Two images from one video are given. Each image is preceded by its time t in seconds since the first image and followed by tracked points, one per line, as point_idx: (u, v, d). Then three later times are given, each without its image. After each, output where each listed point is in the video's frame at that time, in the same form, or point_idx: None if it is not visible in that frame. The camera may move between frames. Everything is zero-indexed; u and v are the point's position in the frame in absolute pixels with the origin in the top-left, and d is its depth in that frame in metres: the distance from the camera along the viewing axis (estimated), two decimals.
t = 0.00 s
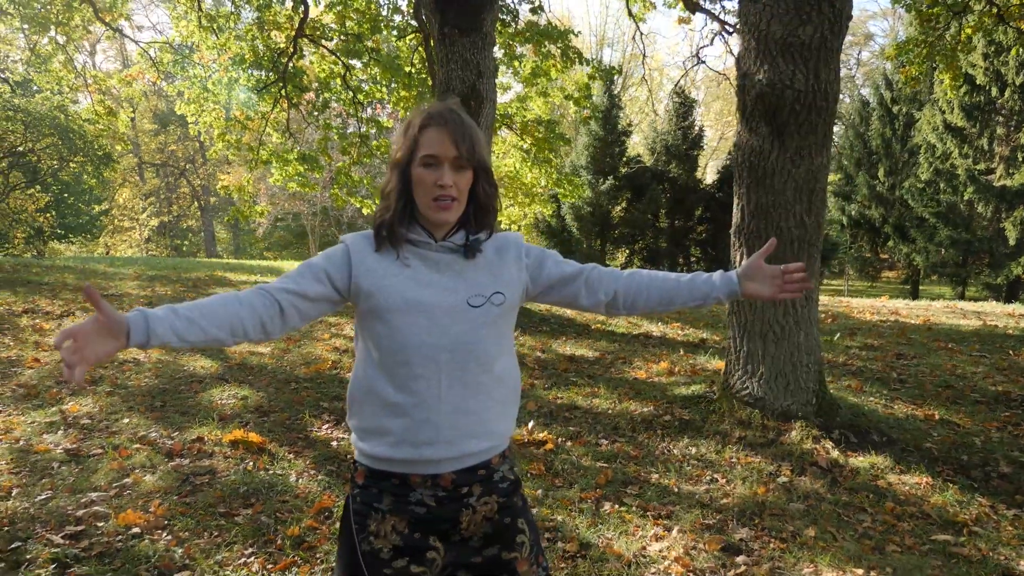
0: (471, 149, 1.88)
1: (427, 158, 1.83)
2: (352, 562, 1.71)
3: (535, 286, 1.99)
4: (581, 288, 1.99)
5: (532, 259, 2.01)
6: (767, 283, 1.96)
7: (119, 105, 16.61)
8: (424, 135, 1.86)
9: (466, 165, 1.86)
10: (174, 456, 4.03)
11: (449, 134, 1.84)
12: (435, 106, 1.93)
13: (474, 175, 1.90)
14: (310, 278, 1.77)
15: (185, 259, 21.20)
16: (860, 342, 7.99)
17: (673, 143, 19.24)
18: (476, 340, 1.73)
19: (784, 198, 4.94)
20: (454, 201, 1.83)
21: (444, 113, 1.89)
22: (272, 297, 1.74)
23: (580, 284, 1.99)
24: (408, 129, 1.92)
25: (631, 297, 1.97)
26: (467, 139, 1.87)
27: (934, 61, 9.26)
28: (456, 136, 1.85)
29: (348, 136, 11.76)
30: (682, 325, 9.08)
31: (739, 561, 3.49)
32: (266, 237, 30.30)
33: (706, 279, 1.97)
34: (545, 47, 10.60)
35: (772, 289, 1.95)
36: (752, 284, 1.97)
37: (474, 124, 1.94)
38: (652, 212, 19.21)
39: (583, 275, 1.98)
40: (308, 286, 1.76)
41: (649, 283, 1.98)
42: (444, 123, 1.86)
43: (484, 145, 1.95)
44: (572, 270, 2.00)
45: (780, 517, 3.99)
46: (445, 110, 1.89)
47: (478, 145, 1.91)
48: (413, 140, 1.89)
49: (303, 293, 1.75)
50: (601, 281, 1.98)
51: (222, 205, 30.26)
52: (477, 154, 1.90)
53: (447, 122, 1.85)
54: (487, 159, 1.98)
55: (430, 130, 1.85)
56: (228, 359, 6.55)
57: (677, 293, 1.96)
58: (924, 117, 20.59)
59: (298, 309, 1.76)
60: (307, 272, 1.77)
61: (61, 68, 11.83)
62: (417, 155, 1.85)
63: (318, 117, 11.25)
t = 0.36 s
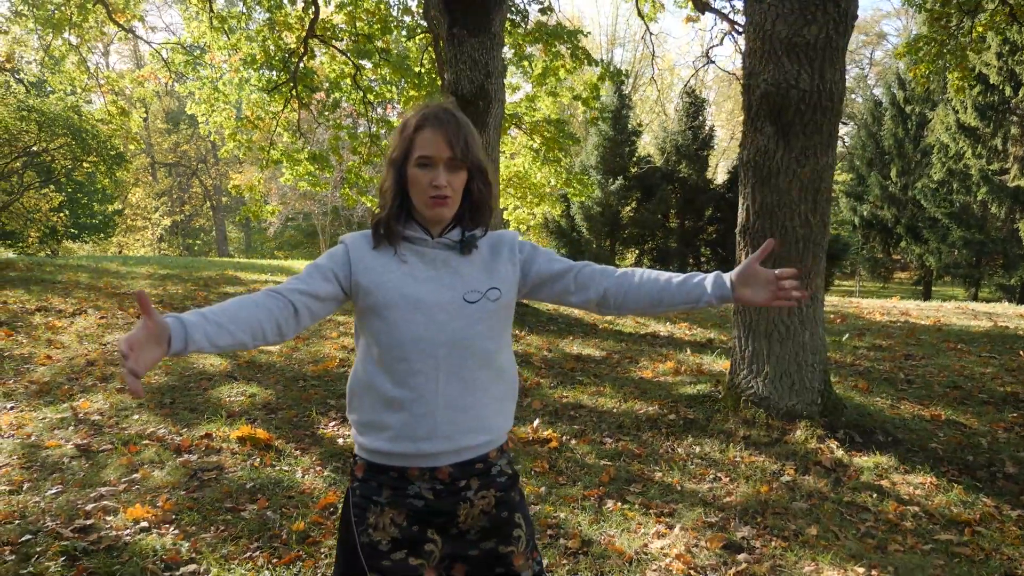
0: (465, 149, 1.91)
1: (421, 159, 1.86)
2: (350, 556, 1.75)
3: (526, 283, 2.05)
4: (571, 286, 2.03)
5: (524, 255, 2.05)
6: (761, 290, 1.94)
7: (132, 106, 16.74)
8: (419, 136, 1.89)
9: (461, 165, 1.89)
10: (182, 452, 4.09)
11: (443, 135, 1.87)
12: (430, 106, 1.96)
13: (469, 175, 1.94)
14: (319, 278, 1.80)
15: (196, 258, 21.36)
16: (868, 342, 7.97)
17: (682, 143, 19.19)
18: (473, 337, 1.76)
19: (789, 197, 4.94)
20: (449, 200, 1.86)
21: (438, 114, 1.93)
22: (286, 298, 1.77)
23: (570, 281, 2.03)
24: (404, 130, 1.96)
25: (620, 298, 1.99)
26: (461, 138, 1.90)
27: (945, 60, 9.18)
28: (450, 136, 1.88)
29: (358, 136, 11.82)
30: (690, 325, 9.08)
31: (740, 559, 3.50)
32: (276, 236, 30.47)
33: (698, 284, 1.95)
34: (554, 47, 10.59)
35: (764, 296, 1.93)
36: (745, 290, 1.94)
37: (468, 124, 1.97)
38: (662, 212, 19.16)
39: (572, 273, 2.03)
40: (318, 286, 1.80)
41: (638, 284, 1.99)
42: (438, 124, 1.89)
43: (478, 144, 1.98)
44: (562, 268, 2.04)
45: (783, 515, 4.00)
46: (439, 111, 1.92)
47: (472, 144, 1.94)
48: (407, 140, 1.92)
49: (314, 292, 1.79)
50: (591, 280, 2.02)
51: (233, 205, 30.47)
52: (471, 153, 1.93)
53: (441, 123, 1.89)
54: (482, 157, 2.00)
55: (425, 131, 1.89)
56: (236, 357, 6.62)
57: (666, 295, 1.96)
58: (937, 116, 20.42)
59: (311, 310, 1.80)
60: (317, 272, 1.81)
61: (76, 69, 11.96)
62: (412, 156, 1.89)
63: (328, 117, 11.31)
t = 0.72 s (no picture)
0: (462, 146, 1.94)
1: (419, 155, 1.89)
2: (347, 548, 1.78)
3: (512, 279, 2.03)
4: (556, 284, 2.01)
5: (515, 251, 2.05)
6: (736, 306, 1.85)
7: (141, 105, 16.82)
8: (416, 133, 1.92)
9: (457, 162, 1.93)
10: (188, 447, 4.14)
11: (440, 132, 1.90)
12: (427, 104, 1.98)
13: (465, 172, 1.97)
14: (327, 273, 1.83)
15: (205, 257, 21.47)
16: (875, 342, 7.94)
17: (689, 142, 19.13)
18: (469, 332, 1.79)
19: (792, 196, 4.94)
20: (446, 196, 1.90)
21: (436, 112, 1.95)
22: (300, 294, 1.80)
23: (555, 278, 2.00)
24: (401, 127, 1.98)
25: (601, 301, 1.95)
26: (458, 134, 1.94)
27: (955, 59, 9.10)
28: (447, 133, 1.91)
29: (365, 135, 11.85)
30: (696, 324, 9.07)
31: (740, 556, 3.52)
32: (285, 234, 30.59)
33: (675, 295, 1.88)
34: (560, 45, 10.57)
35: (736, 313, 1.85)
36: (718, 305, 1.86)
37: (465, 121, 1.99)
38: (669, 212, 19.13)
39: (557, 271, 2.00)
40: (327, 282, 1.82)
41: (619, 288, 1.95)
42: (435, 122, 1.92)
43: (474, 141, 2.02)
44: (548, 265, 2.01)
45: (784, 513, 4.01)
46: (437, 109, 1.95)
47: (468, 141, 1.97)
48: (405, 138, 1.95)
49: (325, 288, 1.83)
50: (576, 280, 1.98)
51: (242, 204, 30.63)
52: (467, 150, 1.96)
53: (439, 120, 1.92)
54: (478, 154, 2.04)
55: (422, 127, 1.91)
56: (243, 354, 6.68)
57: (644, 303, 1.90)
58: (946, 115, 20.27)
59: (321, 305, 1.84)
60: (324, 267, 1.84)
61: (87, 68, 12.06)
62: (409, 152, 1.92)
63: (336, 116, 11.36)
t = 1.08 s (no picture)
0: (464, 140, 1.96)
1: (422, 151, 1.91)
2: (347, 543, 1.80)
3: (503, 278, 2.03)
4: (542, 284, 1.98)
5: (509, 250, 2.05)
6: (692, 317, 1.73)
7: (151, 104, 16.89)
8: (418, 130, 1.93)
9: (460, 156, 1.95)
10: (194, 444, 4.18)
11: (442, 128, 1.93)
12: (429, 102, 2.00)
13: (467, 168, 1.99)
14: (336, 269, 1.83)
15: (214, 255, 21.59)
16: (882, 342, 7.90)
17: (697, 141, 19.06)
18: (468, 329, 1.80)
19: (797, 195, 4.92)
20: (449, 191, 1.91)
21: (437, 108, 1.97)
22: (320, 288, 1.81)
23: (542, 279, 1.98)
24: (402, 124, 2.00)
25: (581, 305, 1.92)
26: (459, 130, 1.95)
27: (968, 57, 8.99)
28: (449, 128, 1.93)
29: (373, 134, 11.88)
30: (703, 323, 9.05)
31: (743, 554, 3.52)
32: (294, 233, 30.67)
33: (636, 303, 1.80)
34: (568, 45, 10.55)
35: (682, 322, 1.73)
36: (669, 314, 1.75)
37: (465, 118, 2.01)
38: (677, 212, 19.08)
39: (543, 272, 1.97)
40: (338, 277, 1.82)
41: (600, 289, 1.90)
42: (436, 118, 1.94)
43: (475, 137, 2.03)
44: (534, 265, 1.99)
45: (787, 512, 4.00)
46: (437, 106, 1.97)
47: (470, 137, 1.99)
48: (405, 134, 1.97)
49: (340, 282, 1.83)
50: (560, 281, 1.96)
51: (251, 203, 30.77)
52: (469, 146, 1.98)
53: (440, 117, 1.94)
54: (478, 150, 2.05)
55: (423, 124, 1.93)
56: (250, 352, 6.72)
57: (617, 310, 1.84)
58: (958, 114, 20.09)
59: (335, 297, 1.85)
60: (334, 264, 1.83)
61: (98, 68, 12.14)
62: (411, 149, 1.93)
63: (345, 115, 11.39)
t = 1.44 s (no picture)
0: (464, 136, 1.98)
1: (423, 147, 1.92)
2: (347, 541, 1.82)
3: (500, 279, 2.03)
4: (535, 287, 1.98)
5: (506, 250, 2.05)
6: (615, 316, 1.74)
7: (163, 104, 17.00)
8: (418, 126, 1.94)
9: (461, 152, 1.96)
10: (201, 442, 4.22)
11: (443, 125, 1.94)
12: (428, 99, 2.01)
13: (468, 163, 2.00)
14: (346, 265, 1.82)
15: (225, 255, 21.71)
16: (892, 343, 7.85)
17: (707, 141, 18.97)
18: (467, 327, 1.81)
19: (804, 194, 4.90)
20: (451, 187, 1.93)
21: (436, 105, 1.98)
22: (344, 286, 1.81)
23: (534, 282, 1.97)
24: (402, 121, 2.01)
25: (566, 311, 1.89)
26: (459, 125, 1.97)
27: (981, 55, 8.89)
28: (449, 124, 1.94)
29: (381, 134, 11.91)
30: (711, 324, 9.01)
31: (747, 556, 3.51)
32: (304, 233, 30.80)
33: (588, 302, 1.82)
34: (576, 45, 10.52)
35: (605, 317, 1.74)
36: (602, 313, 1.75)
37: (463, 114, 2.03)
38: (687, 212, 19.02)
39: (536, 275, 1.96)
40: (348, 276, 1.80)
41: (578, 295, 1.88)
42: (436, 114, 1.95)
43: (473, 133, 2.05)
44: (529, 268, 1.98)
45: (793, 513, 3.98)
46: (437, 102, 1.98)
47: (468, 131, 2.00)
48: (405, 131, 1.97)
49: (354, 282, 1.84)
50: (550, 284, 1.95)
51: (262, 203, 30.94)
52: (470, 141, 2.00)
53: (440, 113, 1.95)
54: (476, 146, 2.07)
55: (424, 121, 1.94)
56: (258, 351, 6.76)
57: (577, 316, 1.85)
58: (971, 114, 19.89)
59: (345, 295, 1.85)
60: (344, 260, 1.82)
61: (111, 68, 12.23)
62: (411, 146, 1.94)
63: (355, 115, 11.44)
